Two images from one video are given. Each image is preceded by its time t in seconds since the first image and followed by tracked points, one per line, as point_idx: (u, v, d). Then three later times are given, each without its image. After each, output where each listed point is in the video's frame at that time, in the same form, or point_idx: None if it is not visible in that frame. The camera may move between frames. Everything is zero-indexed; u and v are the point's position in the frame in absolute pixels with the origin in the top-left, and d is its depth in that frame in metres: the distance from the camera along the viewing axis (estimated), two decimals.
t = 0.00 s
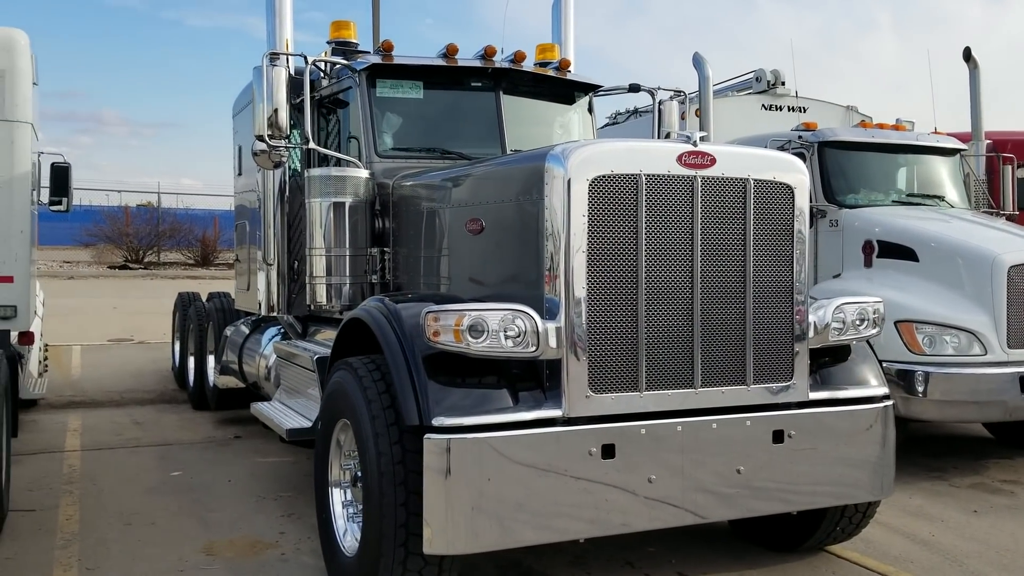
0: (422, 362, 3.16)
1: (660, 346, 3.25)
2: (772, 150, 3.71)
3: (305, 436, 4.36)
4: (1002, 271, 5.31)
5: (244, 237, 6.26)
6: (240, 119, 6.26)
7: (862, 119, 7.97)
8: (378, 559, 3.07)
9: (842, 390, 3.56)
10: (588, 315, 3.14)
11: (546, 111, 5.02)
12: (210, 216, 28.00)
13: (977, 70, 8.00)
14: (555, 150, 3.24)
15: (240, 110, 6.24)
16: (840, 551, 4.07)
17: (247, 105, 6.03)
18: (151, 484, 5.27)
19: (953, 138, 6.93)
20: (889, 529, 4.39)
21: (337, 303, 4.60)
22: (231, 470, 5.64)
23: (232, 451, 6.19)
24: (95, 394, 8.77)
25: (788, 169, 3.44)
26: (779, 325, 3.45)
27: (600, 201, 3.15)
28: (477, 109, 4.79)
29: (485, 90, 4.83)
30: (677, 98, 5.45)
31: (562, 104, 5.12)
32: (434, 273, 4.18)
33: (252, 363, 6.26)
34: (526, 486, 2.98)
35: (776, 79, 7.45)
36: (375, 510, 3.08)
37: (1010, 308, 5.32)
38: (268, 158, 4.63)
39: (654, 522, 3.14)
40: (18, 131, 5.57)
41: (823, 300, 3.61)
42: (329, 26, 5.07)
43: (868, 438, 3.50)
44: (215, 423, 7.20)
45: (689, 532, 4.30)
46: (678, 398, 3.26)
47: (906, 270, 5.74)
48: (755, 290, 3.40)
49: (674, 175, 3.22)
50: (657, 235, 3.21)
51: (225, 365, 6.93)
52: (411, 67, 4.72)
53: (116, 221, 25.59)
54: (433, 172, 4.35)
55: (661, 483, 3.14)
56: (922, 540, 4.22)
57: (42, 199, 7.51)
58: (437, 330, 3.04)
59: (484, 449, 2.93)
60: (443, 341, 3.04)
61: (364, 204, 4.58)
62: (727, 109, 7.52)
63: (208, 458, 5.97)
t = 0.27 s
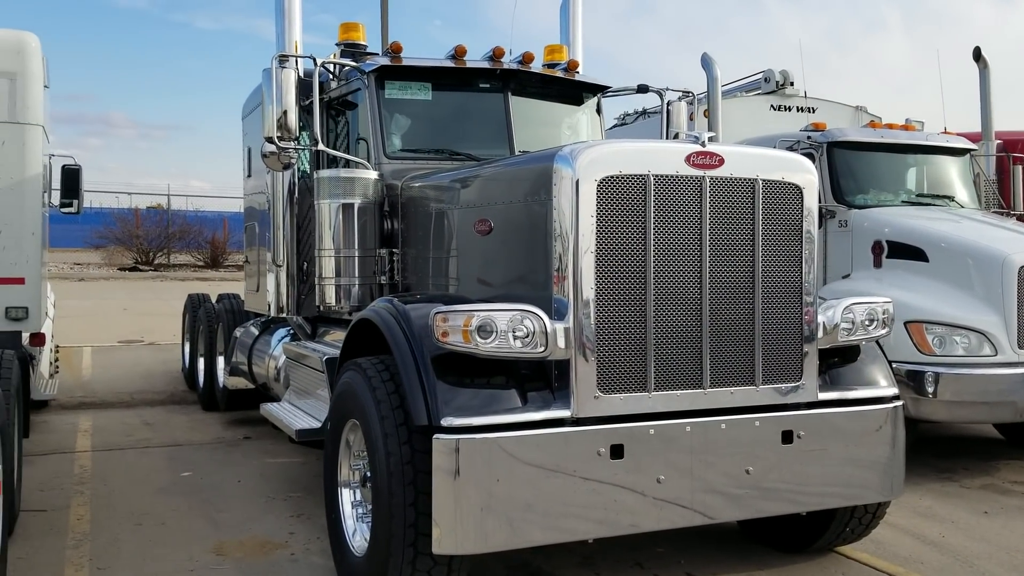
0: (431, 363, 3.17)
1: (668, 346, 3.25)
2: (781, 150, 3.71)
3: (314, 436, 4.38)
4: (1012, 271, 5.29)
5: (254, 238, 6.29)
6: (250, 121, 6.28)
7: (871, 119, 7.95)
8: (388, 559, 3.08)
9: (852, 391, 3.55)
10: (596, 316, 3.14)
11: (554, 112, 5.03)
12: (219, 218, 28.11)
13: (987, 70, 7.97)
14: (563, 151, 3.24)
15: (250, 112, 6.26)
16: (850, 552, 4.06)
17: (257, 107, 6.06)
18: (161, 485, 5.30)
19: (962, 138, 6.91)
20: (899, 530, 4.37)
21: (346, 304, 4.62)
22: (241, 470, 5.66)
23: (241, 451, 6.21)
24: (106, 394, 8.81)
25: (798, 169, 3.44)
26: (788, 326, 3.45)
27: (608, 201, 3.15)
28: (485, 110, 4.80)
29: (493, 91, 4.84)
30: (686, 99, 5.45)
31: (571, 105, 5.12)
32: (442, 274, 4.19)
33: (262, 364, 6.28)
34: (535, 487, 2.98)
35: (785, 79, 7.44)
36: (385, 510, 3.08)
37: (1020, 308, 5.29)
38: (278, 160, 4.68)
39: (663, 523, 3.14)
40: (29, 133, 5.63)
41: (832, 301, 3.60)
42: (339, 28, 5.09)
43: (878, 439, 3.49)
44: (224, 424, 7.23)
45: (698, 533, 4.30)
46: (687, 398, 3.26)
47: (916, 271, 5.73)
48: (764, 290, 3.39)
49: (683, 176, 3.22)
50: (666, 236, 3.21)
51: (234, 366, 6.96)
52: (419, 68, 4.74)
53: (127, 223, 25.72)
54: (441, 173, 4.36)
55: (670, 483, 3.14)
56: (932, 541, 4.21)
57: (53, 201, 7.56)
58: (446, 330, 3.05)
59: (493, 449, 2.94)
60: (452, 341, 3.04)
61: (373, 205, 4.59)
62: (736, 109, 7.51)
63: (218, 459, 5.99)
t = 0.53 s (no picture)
0: (443, 365, 3.18)
1: (680, 349, 3.24)
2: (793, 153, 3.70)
3: (326, 438, 4.39)
4: None
5: (266, 240, 6.32)
6: (262, 124, 6.31)
7: (883, 121, 7.92)
8: (399, 561, 3.09)
9: (865, 394, 3.53)
10: (608, 319, 3.14)
11: (566, 114, 5.03)
12: (231, 220, 28.24)
13: (1000, 72, 7.92)
14: (575, 153, 3.24)
15: (262, 115, 6.29)
16: (863, 555, 4.04)
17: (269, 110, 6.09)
18: (174, 486, 5.32)
19: (976, 140, 6.87)
20: (912, 534, 4.35)
21: (357, 306, 4.63)
22: (252, 472, 5.68)
23: (253, 453, 6.24)
24: (118, 396, 8.86)
25: (810, 171, 3.43)
26: (801, 329, 3.44)
27: (620, 204, 3.15)
28: (496, 113, 4.81)
29: (504, 94, 4.85)
30: (698, 101, 5.44)
31: (582, 108, 5.13)
32: (454, 276, 4.20)
33: (274, 366, 6.30)
34: (547, 489, 2.98)
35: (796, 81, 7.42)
36: (397, 512, 3.09)
37: None
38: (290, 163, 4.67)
39: (674, 526, 3.14)
40: (43, 136, 5.66)
41: (845, 303, 3.59)
42: (350, 31, 5.11)
43: (891, 443, 3.47)
44: (236, 426, 7.26)
45: (709, 536, 4.29)
46: (699, 401, 3.25)
47: (928, 273, 5.70)
48: (777, 293, 3.38)
49: (695, 178, 3.22)
50: (678, 238, 3.21)
51: (246, 368, 6.99)
52: (431, 71, 4.75)
53: (139, 225, 25.87)
54: (452, 176, 4.37)
55: (681, 486, 3.13)
56: (946, 545, 4.19)
57: (67, 203, 7.61)
58: (457, 332, 3.06)
59: (505, 452, 2.94)
60: (463, 344, 3.05)
61: (384, 207, 4.60)
62: (748, 111, 7.49)
63: (230, 460, 6.01)
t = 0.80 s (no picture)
0: (455, 364, 3.18)
1: (692, 350, 3.24)
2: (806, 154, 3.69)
3: (337, 437, 4.40)
4: None
5: (278, 239, 6.34)
6: (275, 123, 6.34)
7: (896, 122, 7.89)
8: (411, 560, 3.09)
9: (878, 396, 3.52)
10: (620, 319, 3.14)
11: (578, 114, 5.03)
12: (241, 219, 28.34)
13: (1014, 74, 7.88)
14: (588, 154, 3.25)
15: (275, 115, 6.32)
16: (874, 558, 4.03)
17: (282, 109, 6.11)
18: (185, 483, 5.35)
19: (989, 143, 6.84)
20: (924, 537, 4.33)
21: (369, 305, 4.65)
22: (263, 470, 5.70)
23: (264, 451, 6.26)
24: (130, 393, 8.91)
25: (824, 172, 3.42)
26: (813, 330, 3.43)
27: (633, 205, 3.15)
28: (509, 113, 4.81)
29: (517, 94, 4.86)
30: (710, 102, 5.43)
31: (594, 108, 5.13)
32: (465, 276, 4.21)
33: (285, 364, 6.32)
34: (559, 490, 2.98)
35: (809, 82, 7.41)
36: (409, 511, 3.10)
37: None
38: (302, 162, 4.71)
39: (685, 527, 3.13)
40: (57, 134, 5.69)
41: (858, 305, 3.58)
42: (363, 31, 5.12)
43: (903, 446, 3.46)
44: (247, 424, 7.29)
45: (720, 537, 4.28)
46: (711, 402, 3.25)
47: (941, 276, 5.68)
48: (789, 294, 3.38)
49: (708, 179, 3.22)
50: (691, 239, 3.21)
51: (257, 366, 7.01)
52: (443, 71, 4.76)
53: (151, 224, 25.99)
54: (464, 176, 4.38)
55: (693, 488, 3.13)
56: (958, 549, 4.17)
57: (81, 201, 7.66)
58: (470, 332, 3.07)
59: (517, 451, 2.94)
60: (475, 343, 3.05)
61: (396, 207, 4.62)
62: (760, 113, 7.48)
63: (241, 458, 6.04)
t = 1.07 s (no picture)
0: (468, 365, 3.21)
1: (703, 351, 3.26)
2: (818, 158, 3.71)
3: (349, 436, 4.43)
4: None
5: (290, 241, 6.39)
6: (288, 126, 6.39)
7: (906, 126, 7.90)
8: (423, 558, 3.13)
9: (888, 399, 3.54)
10: (632, 321, 3.16)
11: (590, 118, 5.07)
12: (251, 220, 28.47)
13: None
14: (602, 156, 3.28)
15: (288, 117, 6.37)
16: (883, 560, 4.04)
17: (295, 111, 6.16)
18: (198, 482, 5.40)
19: (1000, 147, 6.84)
20: (933, 540, 4.34)
21: (381, 306, 4.69)
22: (275, 469, 5.75)
23: (275, 450, 6.31)
24: (142, 393, 8.97)
25: (835, 176, 3.44)
26: (824, 333, 3.45)
27: (646, 207, 3.18)
28: (521, 116, 4.85)
29: (529, 97, 4.89)
30: (720, 106, 5.46)
31: (606, 111, 5.16)
32: (477, 277, 4.24)
33: (296, 364, 6.37)
34: (569, 490, 3.01)
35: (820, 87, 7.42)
36: (421, 509, 3.13)
37: None
38: (316, 162, 4.61)
39: (695, 529, 3.16)
40: (72, 135, 5.75)
41: (869, 308, 3.60)
42: (377, 34, 5.17)
43: (913, 449, 3.48)
44: (258, 423, 7.34)
45: (729, 539, 4.30)
46: (721, 404, 3.27)
47: (951, 280, 5.68)
48: (799, 297, 3.40)
49: (720, 182, 3.24)
50: (702, 242, 3.23)
51: (269, 366, 7.06)
52: (456, 74, 4.79)
53: (162, 224, 26.14)
54: (476, 178, 4.41)
55: (703, 489, 3.15)
56: (967, 552, 4.18)
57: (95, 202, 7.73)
58: (484, 332, 3.10)
59: (529, 451, 2.97)
60: (489, 344, 3.09)
61: (409, 208, 4.65)
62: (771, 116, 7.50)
63: (252, 457, 6.09)
